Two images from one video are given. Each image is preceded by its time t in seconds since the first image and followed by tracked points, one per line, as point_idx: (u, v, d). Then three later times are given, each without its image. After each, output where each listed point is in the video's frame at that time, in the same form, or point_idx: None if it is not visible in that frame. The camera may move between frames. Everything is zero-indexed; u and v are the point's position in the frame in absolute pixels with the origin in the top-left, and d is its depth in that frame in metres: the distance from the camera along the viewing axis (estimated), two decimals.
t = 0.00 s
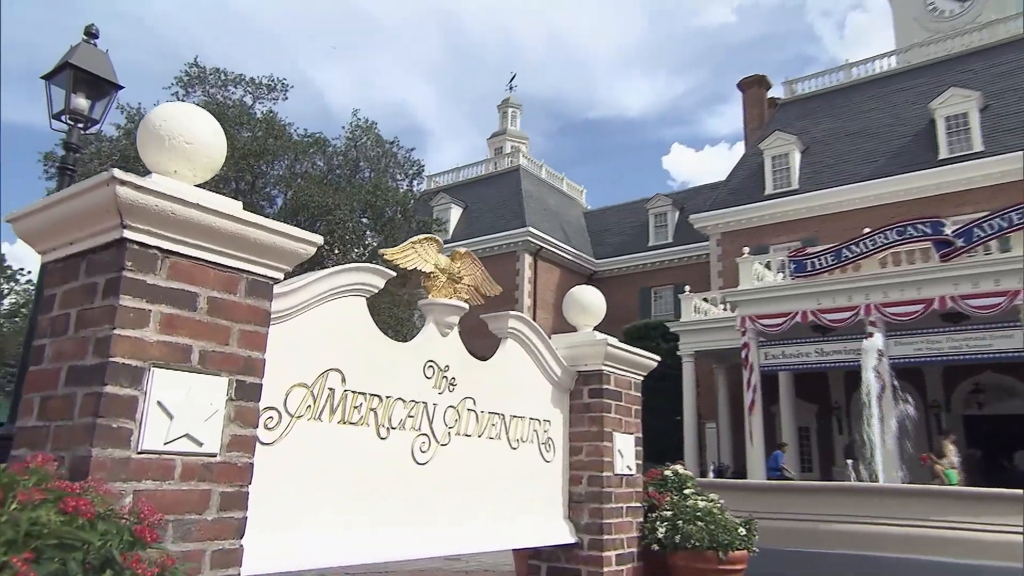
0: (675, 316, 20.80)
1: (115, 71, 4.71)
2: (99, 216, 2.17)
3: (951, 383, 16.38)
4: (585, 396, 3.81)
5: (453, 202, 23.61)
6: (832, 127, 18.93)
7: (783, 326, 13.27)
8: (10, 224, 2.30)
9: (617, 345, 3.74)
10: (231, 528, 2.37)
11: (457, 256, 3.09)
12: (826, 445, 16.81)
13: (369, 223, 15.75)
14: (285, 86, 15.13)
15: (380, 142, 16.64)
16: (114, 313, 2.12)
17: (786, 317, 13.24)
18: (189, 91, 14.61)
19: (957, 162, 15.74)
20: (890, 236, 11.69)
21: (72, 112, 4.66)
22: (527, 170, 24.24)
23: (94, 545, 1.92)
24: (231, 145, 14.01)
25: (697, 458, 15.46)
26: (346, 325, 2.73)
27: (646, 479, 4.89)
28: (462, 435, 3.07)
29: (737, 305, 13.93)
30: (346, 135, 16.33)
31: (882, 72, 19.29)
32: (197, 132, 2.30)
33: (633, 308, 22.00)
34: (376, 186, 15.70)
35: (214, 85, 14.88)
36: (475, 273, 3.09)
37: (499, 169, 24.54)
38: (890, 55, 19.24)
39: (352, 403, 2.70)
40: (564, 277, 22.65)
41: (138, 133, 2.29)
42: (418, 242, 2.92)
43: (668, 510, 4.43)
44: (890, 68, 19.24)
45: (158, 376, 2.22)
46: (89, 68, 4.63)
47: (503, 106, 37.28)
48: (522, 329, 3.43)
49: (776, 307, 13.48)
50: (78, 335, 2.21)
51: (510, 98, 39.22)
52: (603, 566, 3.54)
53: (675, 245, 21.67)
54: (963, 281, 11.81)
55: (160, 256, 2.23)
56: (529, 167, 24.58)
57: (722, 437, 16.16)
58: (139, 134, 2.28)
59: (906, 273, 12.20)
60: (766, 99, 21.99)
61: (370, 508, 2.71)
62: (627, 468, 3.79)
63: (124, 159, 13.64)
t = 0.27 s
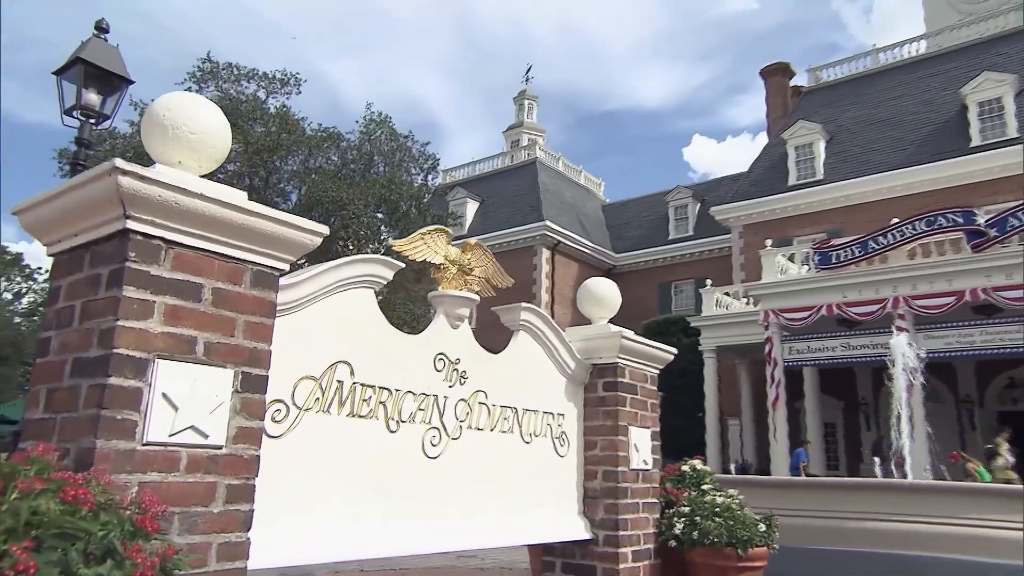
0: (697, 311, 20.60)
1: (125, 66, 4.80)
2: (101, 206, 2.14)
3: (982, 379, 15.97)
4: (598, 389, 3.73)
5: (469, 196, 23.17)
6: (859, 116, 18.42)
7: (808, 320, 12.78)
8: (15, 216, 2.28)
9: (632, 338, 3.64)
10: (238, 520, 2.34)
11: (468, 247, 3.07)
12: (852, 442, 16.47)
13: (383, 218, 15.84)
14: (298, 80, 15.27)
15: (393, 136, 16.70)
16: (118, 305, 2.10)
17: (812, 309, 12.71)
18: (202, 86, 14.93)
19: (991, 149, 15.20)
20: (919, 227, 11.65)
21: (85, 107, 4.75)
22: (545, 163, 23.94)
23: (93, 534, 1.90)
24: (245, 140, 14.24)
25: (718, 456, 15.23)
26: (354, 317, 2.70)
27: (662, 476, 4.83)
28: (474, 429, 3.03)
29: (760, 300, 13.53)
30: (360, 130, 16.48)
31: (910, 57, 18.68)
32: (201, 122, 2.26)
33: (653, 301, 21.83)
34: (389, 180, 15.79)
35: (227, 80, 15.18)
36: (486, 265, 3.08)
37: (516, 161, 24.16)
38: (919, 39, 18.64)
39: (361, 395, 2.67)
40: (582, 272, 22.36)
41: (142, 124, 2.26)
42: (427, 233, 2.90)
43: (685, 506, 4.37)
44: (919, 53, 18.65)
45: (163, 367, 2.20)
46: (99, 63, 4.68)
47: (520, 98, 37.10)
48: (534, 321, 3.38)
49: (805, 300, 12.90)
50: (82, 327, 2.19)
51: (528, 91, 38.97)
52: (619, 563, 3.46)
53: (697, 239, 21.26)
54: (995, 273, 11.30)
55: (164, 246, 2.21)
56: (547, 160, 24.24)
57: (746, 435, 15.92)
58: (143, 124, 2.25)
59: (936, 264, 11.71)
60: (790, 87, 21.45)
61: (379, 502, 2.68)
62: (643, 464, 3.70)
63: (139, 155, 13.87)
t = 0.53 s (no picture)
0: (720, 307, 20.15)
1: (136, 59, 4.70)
2: (105, 197, 2.12)
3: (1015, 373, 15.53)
4: (614, 382, 3.67)
5: (486, 190, 22.92)
6: (887, 103, 17.95)
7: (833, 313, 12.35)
8: (22, 209, 2.26)
9: (647, 330, 3.59)
10: (246, 512, 2.32)
11: (480, 239, 3.05)
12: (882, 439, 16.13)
13: (400, 213, 15.73)
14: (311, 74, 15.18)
15: (408, 129, 16.55)
16: (123, 296, 2.08)
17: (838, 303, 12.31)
18: (215, 82, 14.94)
19: None
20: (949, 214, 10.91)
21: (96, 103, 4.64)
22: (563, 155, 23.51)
23: (96, 524, 1.88)
24: (259, 135, 14.17)
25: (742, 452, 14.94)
26: (364, 308, 2.67)
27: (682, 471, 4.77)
28: (486, 422, 3.01)
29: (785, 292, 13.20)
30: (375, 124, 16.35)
31: (940, 41, 18.15)
32: (206, 113, 2.23)
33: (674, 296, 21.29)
34: (405, 174, 15.66)
35: (240, 75, 15.15)
36: (497, 256, 3.04)
37: (534, 155, 23.84)
38: (949, 22, 18.11)
39: (370, 388, 2.64)
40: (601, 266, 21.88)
41: (147, 115, 2.23)
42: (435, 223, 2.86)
43: (704, 502, 4.33)
44: (949, 36, 18.12)
45: (169, 359, 2.18)
46: (113, 58, 4.60)
47: (537, 90, 36.71)
48: (547, 313, 3.33)
49: (836, 292, 12.43)
50: (87, 318, 2.17)
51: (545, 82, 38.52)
52: (635, 561, 3.40)
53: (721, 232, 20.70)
54: None
55: (169, 237, 2.18)
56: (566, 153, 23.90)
57: (771, 431, 15.62)
58: (148, 116, 2.22)
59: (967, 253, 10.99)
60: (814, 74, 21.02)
61: (389, 496, 2.65)
62: (660, 458, 3.64)
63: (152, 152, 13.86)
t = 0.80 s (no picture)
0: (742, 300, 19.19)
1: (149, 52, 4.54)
2: (110, 187, 2.11)
3: None
4: (629, 375, 3.75)
5: (502, 183, 22.09)
6: (916, 89, 17.44)
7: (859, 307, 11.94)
8: (29, 202, 2.26)
9: (663, 321, 3.65)
10: (254, 505, 2.31)
11: (490, 230, 3.11)
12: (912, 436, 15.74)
13: (414, 207, 15.61)
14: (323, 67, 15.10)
15: (423, 122, 16.41)
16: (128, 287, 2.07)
17: (863, 296, 11.85)
18: (229, 76, 14.95)
19: None
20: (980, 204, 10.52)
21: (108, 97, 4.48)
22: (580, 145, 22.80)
23: (97, 513, 1.87)
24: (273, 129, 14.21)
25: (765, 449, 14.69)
26: (373, 300, 2.66)
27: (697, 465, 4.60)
28: (497, 415, 3.07)
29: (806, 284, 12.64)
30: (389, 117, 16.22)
31: (973, 22, 17.52)
32: (210, 103, 2.21)
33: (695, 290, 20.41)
34: (419, 167, 15.54)
35: (252, 69, 15.20)
36: (508, 249, 3.10)
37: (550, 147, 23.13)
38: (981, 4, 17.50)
39: (379, 380, 2.64)
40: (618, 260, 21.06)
41: (152, 106, 2.22)
42: (445, 216, 2.96)
43: (722, 497, 4.19)
44: (982, 17, 17.49)
45: (175, 350, 2.16)
46: (125, 54, 4.44)
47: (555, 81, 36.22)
48: (560, 306, 3.41)
49: (860, 284, 11.98)
50: (94, 310, 2.16)
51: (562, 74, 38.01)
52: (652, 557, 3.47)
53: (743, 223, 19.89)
54: None
55: (173, 228, 2.17)
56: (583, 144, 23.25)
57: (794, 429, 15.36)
58: (152, 107, 2.21)
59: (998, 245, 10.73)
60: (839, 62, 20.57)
61: (398, 487, 2.67)
62: (675, 453, 3.71)
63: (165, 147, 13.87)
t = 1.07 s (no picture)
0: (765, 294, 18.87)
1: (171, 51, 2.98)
2: (116, 178, 2.10)
3: None
4: (645, 368, 3.69)
5: (519, 176, 21.94)
6: (945, 76, 17.00)
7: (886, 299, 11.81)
8: (36, 195, 2.26)
9: (680, 315, 3.58)
10: (263, 498, 2.29)
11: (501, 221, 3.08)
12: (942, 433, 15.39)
13: (430, 201, 15.38)
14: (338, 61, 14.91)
15: (439, 116, 16.14)
16: (133, 278, 2.06)
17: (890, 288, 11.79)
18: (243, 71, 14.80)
19: None
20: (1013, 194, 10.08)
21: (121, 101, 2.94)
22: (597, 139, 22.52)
23: (101, 504, 1.86)
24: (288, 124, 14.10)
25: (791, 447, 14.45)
26: (383, 292, 2.64)
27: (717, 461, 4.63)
28: (509, 409, 3.02)
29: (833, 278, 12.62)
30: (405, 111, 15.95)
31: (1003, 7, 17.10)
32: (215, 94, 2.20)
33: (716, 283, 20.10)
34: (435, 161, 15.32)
35: (268, 65, 15.06)
36: (519, 240, 3.08)
37: (567, 140, 22.90)
38: None
39: (390, 373, 2.62)
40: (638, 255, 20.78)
41: (158, 98, 2.21)
42: (457, 207, 2.93)
43: (742, 493, 4.19)
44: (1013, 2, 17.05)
45: (182, 341, 2.15)
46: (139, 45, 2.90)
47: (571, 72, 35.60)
48: (573, 299, 3.36)
49: (890, 276, 11.90)
50: (101, 302, 2.16)
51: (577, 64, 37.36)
52: (668, 554, 3.44)
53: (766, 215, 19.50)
54: None
55: (178, 219, 2.16)
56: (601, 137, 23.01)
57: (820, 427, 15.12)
58: (159, 99, 2.20)
59: None
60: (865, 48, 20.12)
61: (410, 479, 2.65)
62: (694, 447, 3.66)
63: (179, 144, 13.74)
